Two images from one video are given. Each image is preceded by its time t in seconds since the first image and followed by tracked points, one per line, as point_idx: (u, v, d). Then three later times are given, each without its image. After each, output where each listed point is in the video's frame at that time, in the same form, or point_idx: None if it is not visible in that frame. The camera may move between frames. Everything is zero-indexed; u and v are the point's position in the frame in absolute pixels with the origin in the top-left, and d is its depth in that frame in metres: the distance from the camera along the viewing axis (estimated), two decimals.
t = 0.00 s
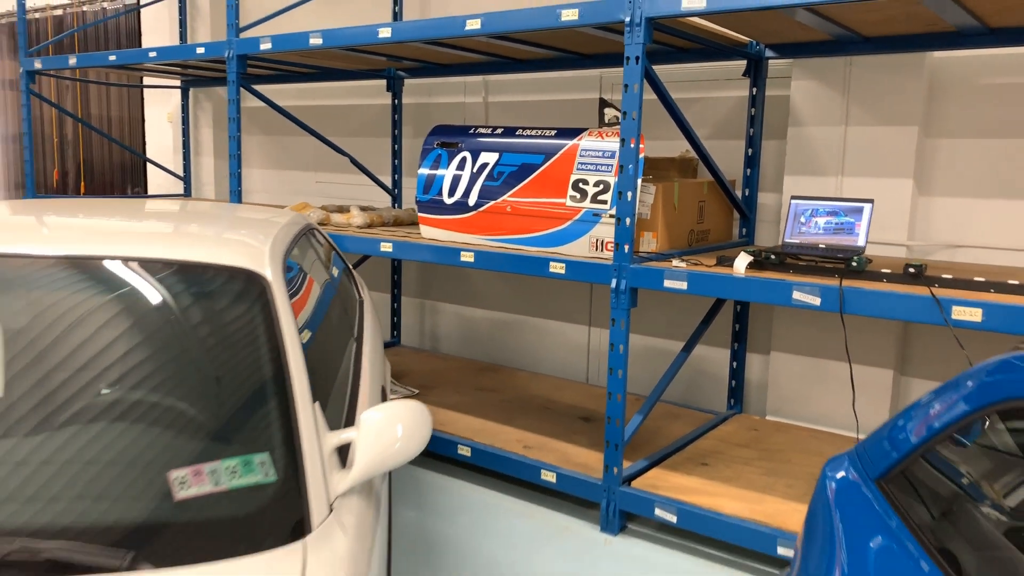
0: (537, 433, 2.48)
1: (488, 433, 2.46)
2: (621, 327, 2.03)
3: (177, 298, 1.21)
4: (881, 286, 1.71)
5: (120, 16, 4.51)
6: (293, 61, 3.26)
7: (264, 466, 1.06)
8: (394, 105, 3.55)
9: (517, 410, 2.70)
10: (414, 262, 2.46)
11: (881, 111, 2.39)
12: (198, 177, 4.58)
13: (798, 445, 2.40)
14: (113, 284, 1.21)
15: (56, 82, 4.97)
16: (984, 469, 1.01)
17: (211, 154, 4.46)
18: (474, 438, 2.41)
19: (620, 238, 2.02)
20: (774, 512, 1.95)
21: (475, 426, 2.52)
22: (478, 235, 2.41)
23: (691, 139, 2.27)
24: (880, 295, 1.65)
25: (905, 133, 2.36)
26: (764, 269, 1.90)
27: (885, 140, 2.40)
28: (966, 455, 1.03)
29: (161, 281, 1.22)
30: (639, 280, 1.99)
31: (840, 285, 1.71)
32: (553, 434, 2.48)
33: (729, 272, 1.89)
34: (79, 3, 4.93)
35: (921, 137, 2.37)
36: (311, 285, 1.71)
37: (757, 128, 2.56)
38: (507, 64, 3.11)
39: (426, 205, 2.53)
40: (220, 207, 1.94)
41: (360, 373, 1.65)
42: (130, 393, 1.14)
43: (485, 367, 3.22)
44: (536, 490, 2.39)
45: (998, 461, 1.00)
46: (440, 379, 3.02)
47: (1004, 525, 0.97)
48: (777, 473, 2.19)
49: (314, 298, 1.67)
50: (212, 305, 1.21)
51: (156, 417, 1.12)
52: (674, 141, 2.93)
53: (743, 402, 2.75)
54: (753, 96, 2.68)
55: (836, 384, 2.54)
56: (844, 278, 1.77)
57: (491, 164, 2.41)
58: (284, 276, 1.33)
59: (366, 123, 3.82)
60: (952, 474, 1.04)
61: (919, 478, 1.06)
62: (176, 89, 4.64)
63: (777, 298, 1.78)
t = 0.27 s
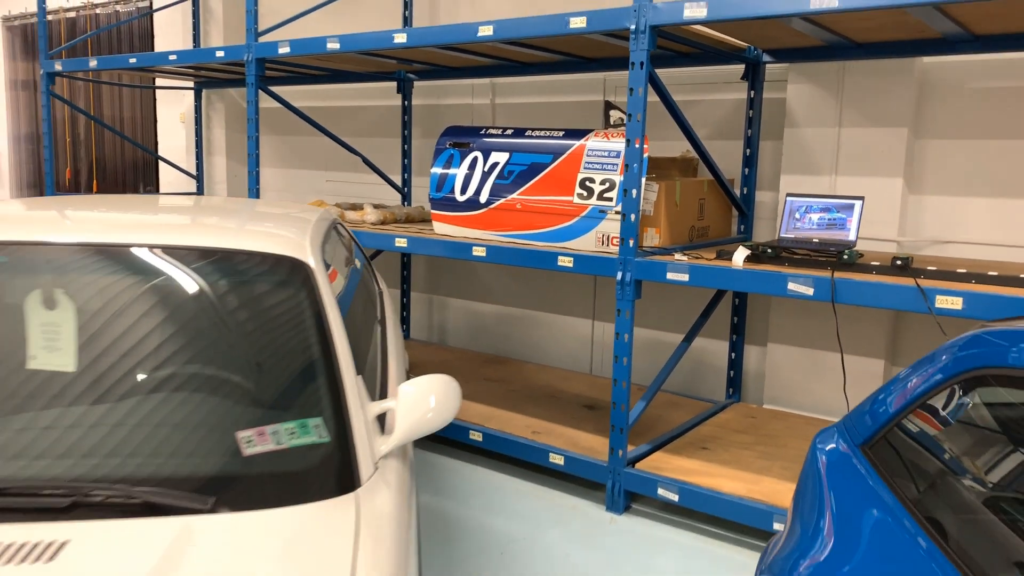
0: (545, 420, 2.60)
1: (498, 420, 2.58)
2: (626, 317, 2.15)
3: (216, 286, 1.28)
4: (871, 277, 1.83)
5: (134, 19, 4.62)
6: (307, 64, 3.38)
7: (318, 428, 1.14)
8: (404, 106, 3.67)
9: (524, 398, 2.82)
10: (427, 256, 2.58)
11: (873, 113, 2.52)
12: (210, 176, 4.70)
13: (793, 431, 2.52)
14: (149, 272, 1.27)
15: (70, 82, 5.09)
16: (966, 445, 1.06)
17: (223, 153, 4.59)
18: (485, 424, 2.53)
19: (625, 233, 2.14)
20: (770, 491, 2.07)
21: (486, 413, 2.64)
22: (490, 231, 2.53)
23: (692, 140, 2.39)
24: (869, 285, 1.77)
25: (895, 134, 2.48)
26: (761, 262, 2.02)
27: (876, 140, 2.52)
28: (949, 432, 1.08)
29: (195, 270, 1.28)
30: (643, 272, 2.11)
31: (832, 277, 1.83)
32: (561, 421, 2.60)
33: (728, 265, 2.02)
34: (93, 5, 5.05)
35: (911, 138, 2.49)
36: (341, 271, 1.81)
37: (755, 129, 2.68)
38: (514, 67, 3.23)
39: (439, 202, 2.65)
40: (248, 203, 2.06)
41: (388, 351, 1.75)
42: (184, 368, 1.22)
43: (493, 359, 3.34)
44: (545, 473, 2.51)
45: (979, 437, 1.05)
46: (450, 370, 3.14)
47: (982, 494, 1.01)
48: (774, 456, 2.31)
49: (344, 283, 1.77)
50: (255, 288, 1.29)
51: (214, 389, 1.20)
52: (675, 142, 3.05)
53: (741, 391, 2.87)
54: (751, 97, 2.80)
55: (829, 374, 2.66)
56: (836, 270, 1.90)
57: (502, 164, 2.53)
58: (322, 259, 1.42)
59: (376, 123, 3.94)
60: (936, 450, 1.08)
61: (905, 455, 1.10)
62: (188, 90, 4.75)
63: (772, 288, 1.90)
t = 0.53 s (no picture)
0: (556, 411, 2.72)
1: (512, 410, 2.69)
2: (637, 311, 2.27)
3: (254, 279, 1.36)
4: (869, 273, 1.94)
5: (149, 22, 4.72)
6: (324, 67, 3.49)
7: (374, 405, 1.23)
8: (416, 108, 3.78)
9: (536, 391, 2.93)
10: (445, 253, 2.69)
11: (871, 118, 2.63)
12: (223, 175, 4.80)
13: (794, 421, 2.64)
14: (185, 267, 1.35)
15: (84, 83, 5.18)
16: (958, 431, 1.13)
17: (237, 153, 4.71)
18: (500, 415, 2.64)
19: (636, 231, 2.25)
20: (773, 476, 2.19)
21: (500, 404, 2.75)
22: (505, 229, 2.64)
23: (700, 144, 2.50)
24: (868, 281, 1.89)
25: (893, 138, 2.60)
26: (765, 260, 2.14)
27: (874, 144, 2.63)
28: (942, 419, 1.15)
29: (229, 265, 1.36)
30: (653, 269, 2.22)
31: (833, 273, 1.94)
32: (572, 412, 2.72)
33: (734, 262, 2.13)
34: (107, 7, 5.15)
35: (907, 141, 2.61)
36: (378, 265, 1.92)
37: (758, 132, 2.79)
38: (525, 71, 3.34)
39: (456, 202, 2.76)
40: (279, 202, 2.16)
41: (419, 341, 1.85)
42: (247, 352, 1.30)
43: (503, 353, 3.45)
44: (557, 462, 2.62)
45: (970, 423, 1.12)
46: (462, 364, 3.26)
47: (973, 474, 1.07)
48: (776, 445, 2.43)
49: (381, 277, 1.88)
50: (307, 280, 1.39)
51: (274, 371, 1.29)
52: (681, 144, 3.17)
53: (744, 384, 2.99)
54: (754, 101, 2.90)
55: (828, 367, 2.78)
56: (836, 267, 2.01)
57: (516, 165, 2.64)
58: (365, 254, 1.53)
59: (389, 124, 4.05)
60: (931, 436, 1.15)
61: (904, 442, 1.18)
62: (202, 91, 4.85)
63: (776, 284, 2.01)
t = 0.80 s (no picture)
0: (570, 398, 2.83)
1: (527, 397, 2.80)
2: (650, 301, 2.38)
3: (292, 267, 1.46)
4: (873, 264, 2.06)
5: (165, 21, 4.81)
6: (342, 66, 3.59)
7: (425, 377, 1.35)
8: (430, 106, 3.88)
9: (549, 379, 3.04)
10: (464, 246, 2.80)
11: (873, 117, 2.74)
12: (238, 171, 4.90)
13: (799, 408, 2.76)
14: (221, 256, 1.45)
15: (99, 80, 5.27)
16: (957, 410, 1.21)
17: (251, 149, 4.80)
18: (516, 401, 2.75)
19: (650, 225, 2.36)
20: (781, 458, 2.30)
21: (515, 392, 2.86)
22: (522, 223, 2.75)
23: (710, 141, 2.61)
24: (872, 271, 2.00)
25: (894, 136, 2.71)
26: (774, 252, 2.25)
27: (876, 142, 2.74)
28: (942, 399, 1.24)
29: (262, 254, 1.47)
30: (666, 260, 2.33)
31: (839, 264, 2.05)
32: (585, 398, 2.83)
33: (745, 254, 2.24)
34: (122, 6, 5.23)
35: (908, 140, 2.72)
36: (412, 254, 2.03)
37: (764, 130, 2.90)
38: (537, 70, 3.44)
39: (474, 196, 2.87)
40: (311, 195, 2.27)
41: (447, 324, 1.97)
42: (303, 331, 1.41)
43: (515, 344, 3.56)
44: (571, 446, 2.73)
45: (969, 403, 1.20)
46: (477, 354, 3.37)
47: (971, 448, 1.14)
48: (782, 429, 2.54)
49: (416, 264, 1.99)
50: (350, 265, 1.50)
51: (330, 348, 1.39)
52: (689, 141, 3.28)
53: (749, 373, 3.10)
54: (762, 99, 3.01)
55: (831, 356, 2.89)
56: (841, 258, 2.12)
57: (533, 161, 2.74)
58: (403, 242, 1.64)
59: (402, 122, 4.15)
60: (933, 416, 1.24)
61: (909, 423, 1.28)
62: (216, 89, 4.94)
63: (785, 275, 2.12)
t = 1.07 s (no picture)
0: (580, 386, 2.94)
1: (539, 386, 2.91)
2: (659, 292, 2.48)
3: (317, 260, 1.56)
4: (872, 255, 2.17)
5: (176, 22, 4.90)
6: (355, 67, 3.69)
7: (462, 356, 1.46)
8: (440, 105, 3.99)
9: (559, 369, 3.15)
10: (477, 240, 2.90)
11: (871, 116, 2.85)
12: (249, 169, 5.00)
13: (800, 395, 2.87)
14: (250, 249, 1.54)
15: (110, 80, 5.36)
16: (953, 392, 1.30)
17: (261, 147, 4.90)
18: (528, 390, 2.86)
19: (658, 219, 2.47)
20: (784, 441, 2.41)
21: (527, 381, 2.97)
22: (533, 218, 2.85)
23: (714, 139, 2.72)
24: (871, 262, 2.11)
25: (891, 134, 2.82)
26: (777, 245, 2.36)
27: (874, 140, 2.86)
28: (938, 381, 1.34)
29: (286, 245, 1.56)
30: (674, 253, 2.44)
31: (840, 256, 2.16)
32: (594, 387, 2.94)
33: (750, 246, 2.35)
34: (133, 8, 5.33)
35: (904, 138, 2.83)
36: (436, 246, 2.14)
37: (766, 128, 3.01)
38: (545, 71, 3.54)
39: (487, 193, 2.97)
40: (334, 191, 2.37)
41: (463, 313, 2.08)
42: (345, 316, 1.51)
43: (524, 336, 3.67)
44: (581, 433, 2.84)
45: (963, 385, 1.29)
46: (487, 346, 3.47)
47: (966, 426, 1.23)
48: (784, 415, 2.65)
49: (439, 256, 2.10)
50: (376, 255, 1.60)
51: (371, 331, 1.50)
52: (692, 139, 3.39)
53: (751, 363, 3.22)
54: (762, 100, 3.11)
55: (831, 346, 3.00)
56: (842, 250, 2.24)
57: (544, 159, 2.84)
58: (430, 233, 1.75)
59: (412, 121, 4.26)
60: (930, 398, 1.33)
61: (908, 404, 1.37)
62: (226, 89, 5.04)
63: (788, 266, 2.23)
